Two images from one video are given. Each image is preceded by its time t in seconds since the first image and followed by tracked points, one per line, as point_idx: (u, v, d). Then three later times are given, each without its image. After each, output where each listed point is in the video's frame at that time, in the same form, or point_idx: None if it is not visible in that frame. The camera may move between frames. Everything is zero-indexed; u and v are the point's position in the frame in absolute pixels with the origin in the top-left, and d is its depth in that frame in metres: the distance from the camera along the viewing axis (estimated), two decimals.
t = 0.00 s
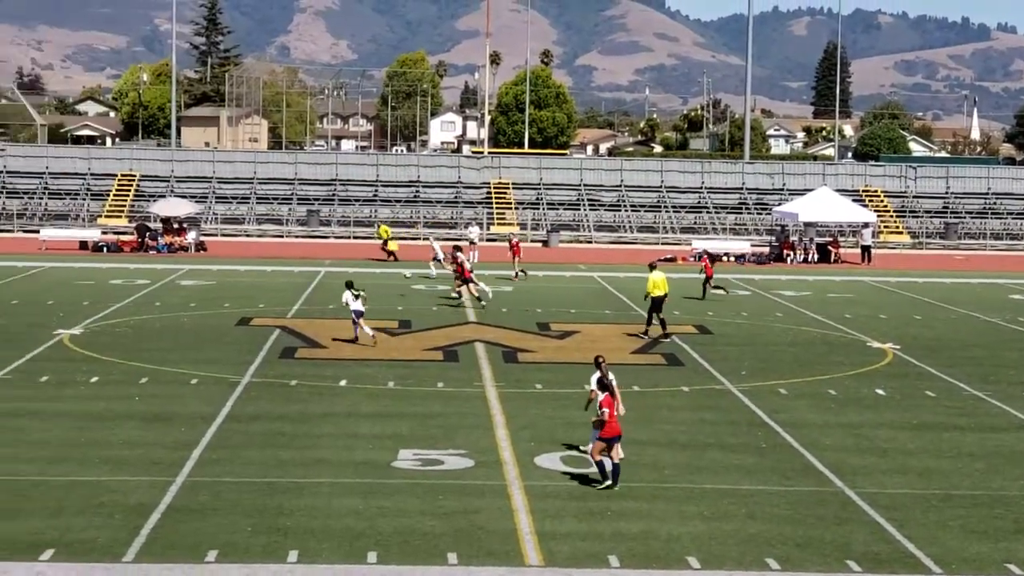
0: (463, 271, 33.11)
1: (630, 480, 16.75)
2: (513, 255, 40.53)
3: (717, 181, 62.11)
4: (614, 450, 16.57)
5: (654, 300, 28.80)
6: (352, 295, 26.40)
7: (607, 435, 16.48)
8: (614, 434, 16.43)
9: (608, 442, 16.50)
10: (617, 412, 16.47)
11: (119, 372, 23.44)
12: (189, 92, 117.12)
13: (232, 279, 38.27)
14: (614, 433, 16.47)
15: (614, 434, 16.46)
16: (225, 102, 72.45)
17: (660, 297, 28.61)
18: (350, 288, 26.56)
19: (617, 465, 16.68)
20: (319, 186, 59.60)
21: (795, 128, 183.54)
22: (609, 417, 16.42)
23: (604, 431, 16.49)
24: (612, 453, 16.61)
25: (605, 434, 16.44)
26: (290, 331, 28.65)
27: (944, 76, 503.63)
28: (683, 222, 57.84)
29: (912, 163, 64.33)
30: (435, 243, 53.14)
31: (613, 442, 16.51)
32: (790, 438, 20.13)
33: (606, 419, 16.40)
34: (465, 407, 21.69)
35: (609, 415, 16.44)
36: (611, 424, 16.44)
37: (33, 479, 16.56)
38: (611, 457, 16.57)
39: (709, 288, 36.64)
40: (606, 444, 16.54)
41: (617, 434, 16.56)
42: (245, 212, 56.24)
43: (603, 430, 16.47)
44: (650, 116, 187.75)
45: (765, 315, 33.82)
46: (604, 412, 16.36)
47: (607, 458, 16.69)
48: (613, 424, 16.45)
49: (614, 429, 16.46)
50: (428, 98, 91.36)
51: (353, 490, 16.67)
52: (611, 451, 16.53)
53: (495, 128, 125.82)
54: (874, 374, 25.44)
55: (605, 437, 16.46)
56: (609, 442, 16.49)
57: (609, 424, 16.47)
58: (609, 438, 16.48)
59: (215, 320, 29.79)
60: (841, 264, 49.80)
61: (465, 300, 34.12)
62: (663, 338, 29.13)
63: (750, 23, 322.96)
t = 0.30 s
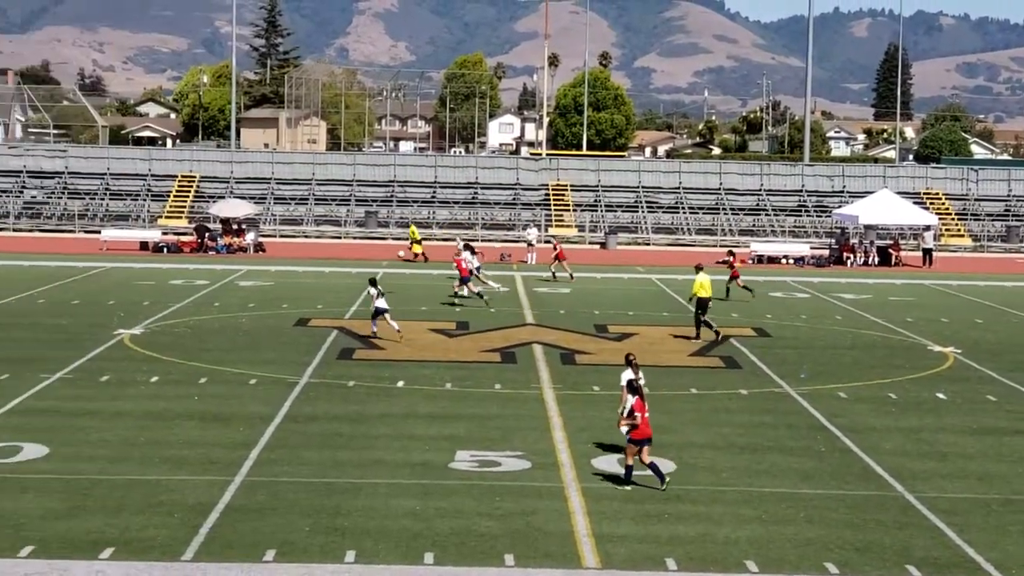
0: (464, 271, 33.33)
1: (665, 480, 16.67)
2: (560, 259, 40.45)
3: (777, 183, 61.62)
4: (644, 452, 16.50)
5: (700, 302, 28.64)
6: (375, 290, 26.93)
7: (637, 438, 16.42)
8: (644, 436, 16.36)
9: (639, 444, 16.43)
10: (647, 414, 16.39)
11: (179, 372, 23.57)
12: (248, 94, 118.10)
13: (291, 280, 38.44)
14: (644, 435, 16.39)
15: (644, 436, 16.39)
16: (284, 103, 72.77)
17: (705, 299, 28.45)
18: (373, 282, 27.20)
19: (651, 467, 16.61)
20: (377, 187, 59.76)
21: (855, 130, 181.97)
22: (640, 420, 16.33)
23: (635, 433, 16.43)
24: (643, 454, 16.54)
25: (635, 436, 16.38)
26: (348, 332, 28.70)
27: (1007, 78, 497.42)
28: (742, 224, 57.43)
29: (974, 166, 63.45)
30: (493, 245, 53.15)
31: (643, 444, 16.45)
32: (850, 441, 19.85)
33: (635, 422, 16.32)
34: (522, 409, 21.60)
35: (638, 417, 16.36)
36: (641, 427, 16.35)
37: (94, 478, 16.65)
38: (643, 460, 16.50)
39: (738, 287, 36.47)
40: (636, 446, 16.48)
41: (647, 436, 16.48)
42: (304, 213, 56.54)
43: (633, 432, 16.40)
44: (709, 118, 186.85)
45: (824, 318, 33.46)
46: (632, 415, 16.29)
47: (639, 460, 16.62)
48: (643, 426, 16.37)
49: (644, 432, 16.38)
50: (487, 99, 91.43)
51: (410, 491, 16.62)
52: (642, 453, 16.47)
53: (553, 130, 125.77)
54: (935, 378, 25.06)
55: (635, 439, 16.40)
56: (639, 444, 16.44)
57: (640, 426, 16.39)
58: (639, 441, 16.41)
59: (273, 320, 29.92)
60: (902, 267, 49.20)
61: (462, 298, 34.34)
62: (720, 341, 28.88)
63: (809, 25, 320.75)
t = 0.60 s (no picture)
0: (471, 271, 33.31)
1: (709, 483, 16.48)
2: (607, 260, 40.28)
3: (848, 187, 60.89)
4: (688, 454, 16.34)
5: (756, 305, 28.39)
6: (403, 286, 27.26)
7: (682, 439, 16.27)
8: (688, 436, 16.21)
9: (683, 446, 16.28)
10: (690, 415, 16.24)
11: (248, 373, 23.68)
12: (318, 96, 118.92)
13: (359, 282, 38.56)
14: (689, 436, 16.24)
15: (688, 437, 16.24)
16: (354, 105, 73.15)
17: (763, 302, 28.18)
18: (400, 280, 27.52)
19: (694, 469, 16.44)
20: (446, 189, 59.84)
21: (929, 134, 179.67)
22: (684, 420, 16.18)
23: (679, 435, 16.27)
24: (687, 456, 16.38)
25: (681, 438, 16.24)
26: (417, 334, 28.70)
27: None
28: (812, 228, 56.77)
29: None
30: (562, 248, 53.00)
31: (687, 445, 16.29)
32: (921, 448, 19.47)
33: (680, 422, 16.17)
34: (589, 412, 21.43)
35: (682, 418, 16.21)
36: (685, 428, 16.22)
37: (164, 477, 16.74)
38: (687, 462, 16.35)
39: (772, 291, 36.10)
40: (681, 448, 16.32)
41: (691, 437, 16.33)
42: (373, 215, 56.76)
43: (677, 434, 16.26)
44: (780, 123, 185.48)
45: (895, 323, 32.94)
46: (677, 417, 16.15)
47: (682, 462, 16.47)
48: (687, 427, 16.23)
49: (688, 432, 16.24)
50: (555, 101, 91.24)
51: (478, 493, 16.53)
52: (687, 454, 16.31)
53: (623, 133, 125.37)
54: (1009, 385, 24.53)
55: (680, 441, 16.25)
56: (683, 445, 16.29)
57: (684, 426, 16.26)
58: (684, 442, 16.26)
59: (341, 322, 30.00)
60: (975, 272, 48.37)
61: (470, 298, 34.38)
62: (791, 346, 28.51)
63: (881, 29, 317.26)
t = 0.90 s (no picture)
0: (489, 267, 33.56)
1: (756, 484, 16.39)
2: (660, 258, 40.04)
3: (934, 187, 59.84)
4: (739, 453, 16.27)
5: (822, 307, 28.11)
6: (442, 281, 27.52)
7: (732, 438, 16.23)
8: (738, 436, 16.16)
9: (734, 445, 16.22)
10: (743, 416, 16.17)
11: (330, 372, 23.76)
12: (398, 97, 119.42)
13: (440, 282, 38.57)
14: (740, 436, 16.18)
15: (739, 437, 16.18)
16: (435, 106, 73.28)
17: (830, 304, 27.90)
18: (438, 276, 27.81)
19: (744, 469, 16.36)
20: (527, 189, 59.76)
21: (1017, 133, 176.38)
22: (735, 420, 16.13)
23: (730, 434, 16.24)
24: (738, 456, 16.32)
25: (730, 437, 16.20)
26: (497, 334, 28.65)
27: None
28: (897, 228, 55.87)
29: None
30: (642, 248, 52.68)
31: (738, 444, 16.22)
32: (1008, 451, 19.01)
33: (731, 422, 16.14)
34: (669, 413, 21.20)
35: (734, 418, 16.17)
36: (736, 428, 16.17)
37: (247, 475, 16.81)
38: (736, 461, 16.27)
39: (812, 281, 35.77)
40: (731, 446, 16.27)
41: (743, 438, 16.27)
42: (454, 215, 56.84)
43: (729, 433, 16.22)
44: (864, 122, 183.11)
45: (983, 325, 32.26)
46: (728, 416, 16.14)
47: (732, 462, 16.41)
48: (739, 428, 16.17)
49: (739, 433, 16.18)
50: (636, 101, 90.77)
51: (558, 494, 16.40)
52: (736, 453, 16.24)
53: (704, 133, 124.49)
54: None
55: (730, 440, 16.20)
56: (734, 444, 16.23)
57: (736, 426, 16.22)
58: (733, 442, 16.21)
59: (421, 322, 30.01)
60: None
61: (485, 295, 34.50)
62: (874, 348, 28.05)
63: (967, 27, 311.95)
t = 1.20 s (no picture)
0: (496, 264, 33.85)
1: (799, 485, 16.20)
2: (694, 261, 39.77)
3: (1005, 189, 58.83)
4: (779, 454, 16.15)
5: (873, 308, 27.85)
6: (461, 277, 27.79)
7: (772, 440, 16.09)
8: (777, 437, 16.01)
9: (773, 446, 16.09)
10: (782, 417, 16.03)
11: (396, 374, 23.78)
12: (465, 98, 119.55)
13: (507, 284, 38.53)
14: (778, 437, 16.04)
15: (779, 438, 16.04)
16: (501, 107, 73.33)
17: (881, 304, 27.66)
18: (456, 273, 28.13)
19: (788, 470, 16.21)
20: (593, 191, 59.59)
21: None
22: (774, 422, 15.99)
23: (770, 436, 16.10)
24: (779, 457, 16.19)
25: (769, 439, 16.05)
26: (563, 336, 28.54)
27: None
28: (967, 231, 54.99)
29: None
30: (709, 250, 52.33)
31: (777, 446, 16.10)
32: None
33: (770, 424, 15.99)
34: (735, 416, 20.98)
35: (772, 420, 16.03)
36: (775, 429, 16.02)
37: (313, 475, 16.84)
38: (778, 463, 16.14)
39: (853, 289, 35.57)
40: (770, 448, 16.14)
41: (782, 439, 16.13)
42: (520, 217, 56.80)
43: (768, 435, 16.07)
44: (934, 123, 180.86)
45: None
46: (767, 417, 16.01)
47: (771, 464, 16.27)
48: (777, 429, 16.01)
49: (778, 434, 16.03)
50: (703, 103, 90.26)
51: (624, 496, 16.25)
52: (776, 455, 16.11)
53: (771, 134, 123.55)
54: None
55: (769, 442, 16.06)
56: (773, 446, 16.09)
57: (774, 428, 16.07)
58: (773, 443, 16.07)
59: (486, 323, 29.97)
60: None
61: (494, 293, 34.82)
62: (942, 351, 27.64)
63: None
